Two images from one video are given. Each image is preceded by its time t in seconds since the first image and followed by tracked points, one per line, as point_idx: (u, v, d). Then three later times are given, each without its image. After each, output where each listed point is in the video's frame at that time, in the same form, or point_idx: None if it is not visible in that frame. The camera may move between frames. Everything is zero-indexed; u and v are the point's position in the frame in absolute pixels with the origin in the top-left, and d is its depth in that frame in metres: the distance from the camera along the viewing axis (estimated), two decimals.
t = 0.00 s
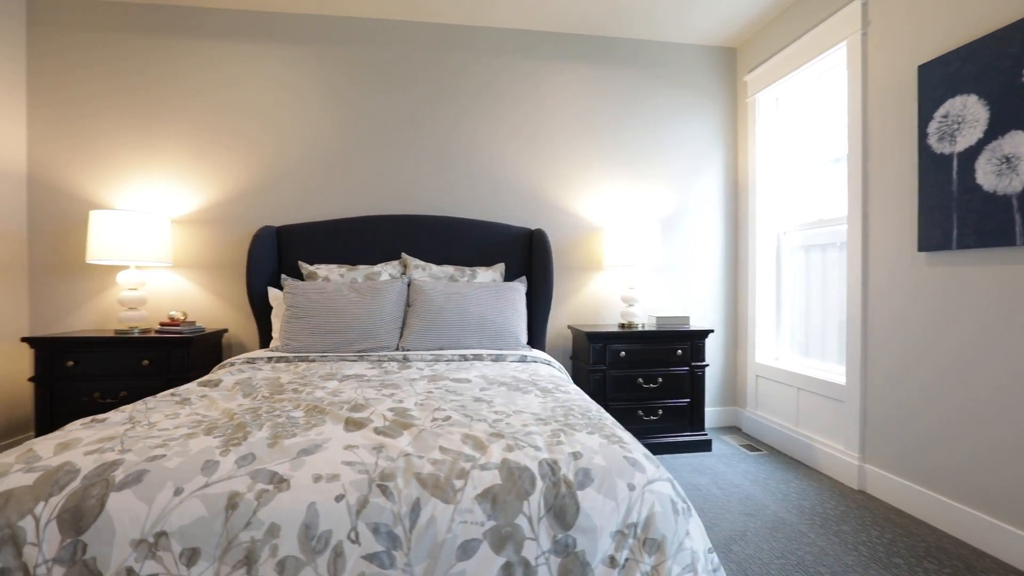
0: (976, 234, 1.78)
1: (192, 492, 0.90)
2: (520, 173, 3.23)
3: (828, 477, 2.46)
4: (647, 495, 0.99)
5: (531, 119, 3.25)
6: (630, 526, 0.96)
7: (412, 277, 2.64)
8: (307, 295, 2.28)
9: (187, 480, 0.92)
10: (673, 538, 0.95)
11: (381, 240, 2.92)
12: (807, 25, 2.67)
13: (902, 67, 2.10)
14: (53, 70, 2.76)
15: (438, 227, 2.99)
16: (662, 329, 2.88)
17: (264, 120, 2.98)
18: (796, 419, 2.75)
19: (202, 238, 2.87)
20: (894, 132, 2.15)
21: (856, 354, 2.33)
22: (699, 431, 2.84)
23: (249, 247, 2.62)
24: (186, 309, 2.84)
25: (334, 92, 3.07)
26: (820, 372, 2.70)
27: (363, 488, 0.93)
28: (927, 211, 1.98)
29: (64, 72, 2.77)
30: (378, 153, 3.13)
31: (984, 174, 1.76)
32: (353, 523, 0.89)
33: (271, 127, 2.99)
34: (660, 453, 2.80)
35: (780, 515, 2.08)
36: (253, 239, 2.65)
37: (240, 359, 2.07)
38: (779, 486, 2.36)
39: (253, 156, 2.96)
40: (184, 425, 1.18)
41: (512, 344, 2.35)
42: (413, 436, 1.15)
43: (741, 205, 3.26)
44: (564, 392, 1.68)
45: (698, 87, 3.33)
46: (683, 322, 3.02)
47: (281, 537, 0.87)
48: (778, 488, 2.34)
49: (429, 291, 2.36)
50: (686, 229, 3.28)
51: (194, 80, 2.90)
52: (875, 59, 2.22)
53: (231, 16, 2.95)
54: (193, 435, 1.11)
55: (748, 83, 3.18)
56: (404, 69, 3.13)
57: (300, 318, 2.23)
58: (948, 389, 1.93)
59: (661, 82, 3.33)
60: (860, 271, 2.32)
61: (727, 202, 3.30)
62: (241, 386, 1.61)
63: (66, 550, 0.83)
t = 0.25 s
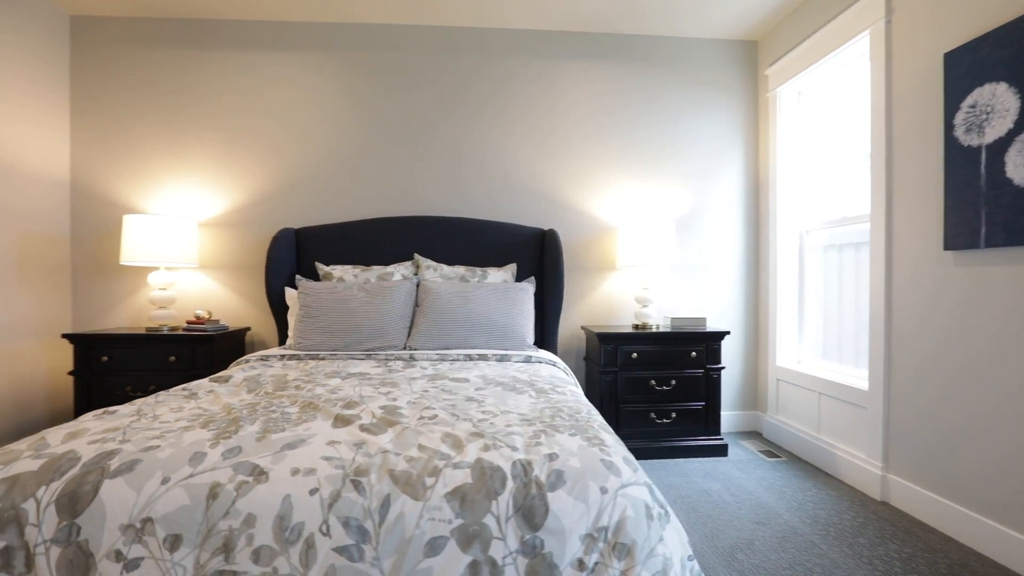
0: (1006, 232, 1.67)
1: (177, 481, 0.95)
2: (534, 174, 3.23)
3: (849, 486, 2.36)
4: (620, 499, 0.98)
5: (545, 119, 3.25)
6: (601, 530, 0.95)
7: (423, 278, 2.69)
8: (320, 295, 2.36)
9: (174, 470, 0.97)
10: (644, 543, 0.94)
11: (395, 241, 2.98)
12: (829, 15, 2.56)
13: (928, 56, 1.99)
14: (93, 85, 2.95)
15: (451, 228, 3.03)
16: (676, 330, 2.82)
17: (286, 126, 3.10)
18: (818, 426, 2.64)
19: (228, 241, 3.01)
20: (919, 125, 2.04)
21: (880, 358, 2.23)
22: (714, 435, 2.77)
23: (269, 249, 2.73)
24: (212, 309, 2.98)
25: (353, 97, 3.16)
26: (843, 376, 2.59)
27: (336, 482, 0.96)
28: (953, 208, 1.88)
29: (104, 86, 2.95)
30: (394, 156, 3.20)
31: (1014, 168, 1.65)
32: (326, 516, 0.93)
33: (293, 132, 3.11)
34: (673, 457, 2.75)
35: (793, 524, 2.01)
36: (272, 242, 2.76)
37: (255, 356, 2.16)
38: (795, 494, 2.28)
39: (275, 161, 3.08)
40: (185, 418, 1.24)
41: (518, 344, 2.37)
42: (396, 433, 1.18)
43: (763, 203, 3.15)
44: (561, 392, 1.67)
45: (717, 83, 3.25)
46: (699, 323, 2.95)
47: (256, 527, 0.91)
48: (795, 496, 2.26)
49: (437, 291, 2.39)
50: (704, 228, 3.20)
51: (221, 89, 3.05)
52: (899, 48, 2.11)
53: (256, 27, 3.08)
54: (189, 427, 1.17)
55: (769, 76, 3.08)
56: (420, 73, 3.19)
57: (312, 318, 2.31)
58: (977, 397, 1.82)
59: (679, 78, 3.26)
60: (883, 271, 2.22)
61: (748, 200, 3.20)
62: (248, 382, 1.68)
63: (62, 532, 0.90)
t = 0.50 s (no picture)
0: None
1: (166, 470, 1.01)
2: (546, 173, 3.23)
3: (869, 496, 2.26)
4: (589, 501, 0.98)
5: (558, 118, 3.24)
6: (568, 531, 0.95)
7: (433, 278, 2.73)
8: (330, 295, 2.43)
9: (164, 459, 1.03)
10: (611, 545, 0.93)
11: (408, 242, 3.03)
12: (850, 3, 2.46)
13: (951, 43, 1.89)
14: (128, 96, 3.13)
15: (463, 229, 3.06)
16: (688, 331, 2.75)
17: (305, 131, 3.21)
18: (838, 432, 2.54)
19: (250, 243, 3.14)
20: (943, 117, 1.93)
21: (901, 361, 2.13)
22: (728, 439, 2.70)
23: (286, 251, 2.83)
24: (235, 308, 3.12)
25: (369, 102, 3.24)
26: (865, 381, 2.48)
27: (312, 476, 1.00)
28: (978, 203, 1.78)
29: (137, 97, 3.13)
30: (409, 158, 3.26)
31: None
32: (300, 507, 0.96)
33: (312, 137, 3.21)
34: (685, 461, 2.69)
35: (803, 533, 1.94)
36: (289, 243, 2.87)
37: (268, 354, 2.25)
38: (809, 502, 2.19)
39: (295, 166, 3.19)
40: (185, 411, 1.31)
41: (523, 344, 2.38)
42: (379, 429, 1.21)
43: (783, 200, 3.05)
44: (556, 393, 1.67)
45: (734, 78, 3.17)
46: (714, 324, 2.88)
47: (236, 515, 0.96)
48: (809, 504, 2.18)
49: (443, 291, 2.43)
50: (721, 226, 3.12)
51: (245, 97, 3.18)
52: (922, 36, 2.01)
53: (277, 37, 3.21)
54: (187, 420, 1.24)
55: (789, 69, 2.99)
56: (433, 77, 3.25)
57: (323, 317, 2.39)
58: (1003, 404, 1.71)
59: (694, 74, 3.20)
60: (905, 270, 2.11)
61: (768, 197, 3.11)
62: (254, 378, 1.76)
63: (61, 514, 0.96)
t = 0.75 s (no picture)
0: None
1: (160, 460, 1.07)
2: (556, 174, 3.23)
3: (885, 505, 2.17)
4: (558, 500, 0.98)
5: (568, 118, 3.24)
6: (534, 529, 0.96)
7: (442, 278, 2.77)
8: (340, 296, 2.51)
9: (159, 449, 1.10)
10: (576, 545, 0.93)
11: (419, 243, 3.09)
12: None
13: (972, 31, 1.80)
14: (158, 106, 3.30)
15: (472, 229, 3.09)
16: (699, 332, 2.70)
17: (322, 136, 3.31)
18: (855, 438, 2.45)
19: (270, 244, 3.26)
20: (963, 109, 1.84)
21: (919, 365, 2.04)
22: (739, 443, 2.64)
23: (302, 252, 2.93)
24: (256, 307, 3.24)
25: (383, 107, 3.33)
26: (884, 385, 2.38)
27: (292, 468, 1.04)
28: (998, 199, 1.69)
29: (166, 107, 3.30)
30: (421, 161, 3.33)
31: None
32: (279, 498, 1.01)
33: (328, 142, 3.32)
34: (694, 464, 2.65)
35: (809, 541, 1.88)
36: (305, 245, 2.96)
37: (280, 352, 2.34)
38: (820, 510, 2.13)
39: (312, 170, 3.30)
40: (188, 405, 1.38)
41: (527, 344, 2.39)
42: (364, 424, 1.24)
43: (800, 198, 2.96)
44: (550, 393, 1.67)
45: (750, 73, 3.10)
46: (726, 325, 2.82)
47: (220, 504, 1.01)
48: (819, 512, 2.11)
49: (449, 292, 2.47)
50: (735, 225, 3.05)
51: (266, 104, 3.31)
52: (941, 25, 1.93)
53: (296, 46, 3.32)
54: (188, 413, 1.31)
55: (807, 63, 2.89)
56: (445, 81, 3.31)
57: (333, 316, 2.46)
58: None
59: (709, 70, 3.14)
60: (923, 270, 2.02)
61: (784, 195, 3.02)
62: (261, 374, 1.83)
63: (64, 498, 1.04)
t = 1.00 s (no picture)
0: None
1: (158, 450, 1.14)
2: (566, 174, 3.23)
3: (900, 515, 2.09)
4: (527, 497, 1.00)
5: (578, 118, 3.24)
6: (503, 526, 0.98)
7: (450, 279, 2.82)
8: (350, 296, 2.58)
9: (159, 440, 1.17)
10: (542, 542, 0.95)
11: (429, 244, 3.15)
12: None
13: (990, 21, 1.72)
14: (186, 114, 3.47)
15: (481, 230, 3.13)
16: (708, 334, 2.66)
17: (338, 141, 3.41)
18: (870, 444, 2.37)
19: (288, 246, 3.38)
20: (981, 102, 1.77)
21: (935, 369, 1.96)
22: (749, 447, 2.59)
23: (316, 254, 3.03)
24: (274, 307, 3.37)
25: (396, 111, 3.40)
26: (902, 390, 2.30)
27: (277, 460, 1.10)
28: (1015, 196, 1.61)
29: (192, 115, 3.46)
30: (433, 163, 3.38)
31: None
32: (264, 488, 1.06)
33: (343, 146, 3.41)
34: (702, 467, 2.61)
35: (813, 549, 1.84)
36: (319, 247, 3.06)
37: (291, 350, 2.42)
38: (829, 517, 2.07)
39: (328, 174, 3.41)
40: (193, 399, 1.46)
41: (530, 344, 2.41)
42: (352, 420, 1.29)
43: (817, 196, 2.88)
44: (543, 393, 1.69)
45: (765, 68, 3.03)
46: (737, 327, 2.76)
47: (210, 493, 1.07)
48: (827, 520, 2.05)
49: (454, 292, 2.51)
50: (748, 225, 2.98)
51: (285, 111, 3.43)
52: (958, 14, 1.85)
53: (313, 53, 3.44)
54: (191, 407, 1.39)
55: (824, 57, 2.81)
56: (457, 84, 3.36)
57: (343, 316, 2.54)
58: None
59: (721, 67, 3.08)
60: (939, 270, 1.94)
61: (800, 193, 2.94)
62: (268, 371, 1.91)
63: (72, 483, 1.12)
